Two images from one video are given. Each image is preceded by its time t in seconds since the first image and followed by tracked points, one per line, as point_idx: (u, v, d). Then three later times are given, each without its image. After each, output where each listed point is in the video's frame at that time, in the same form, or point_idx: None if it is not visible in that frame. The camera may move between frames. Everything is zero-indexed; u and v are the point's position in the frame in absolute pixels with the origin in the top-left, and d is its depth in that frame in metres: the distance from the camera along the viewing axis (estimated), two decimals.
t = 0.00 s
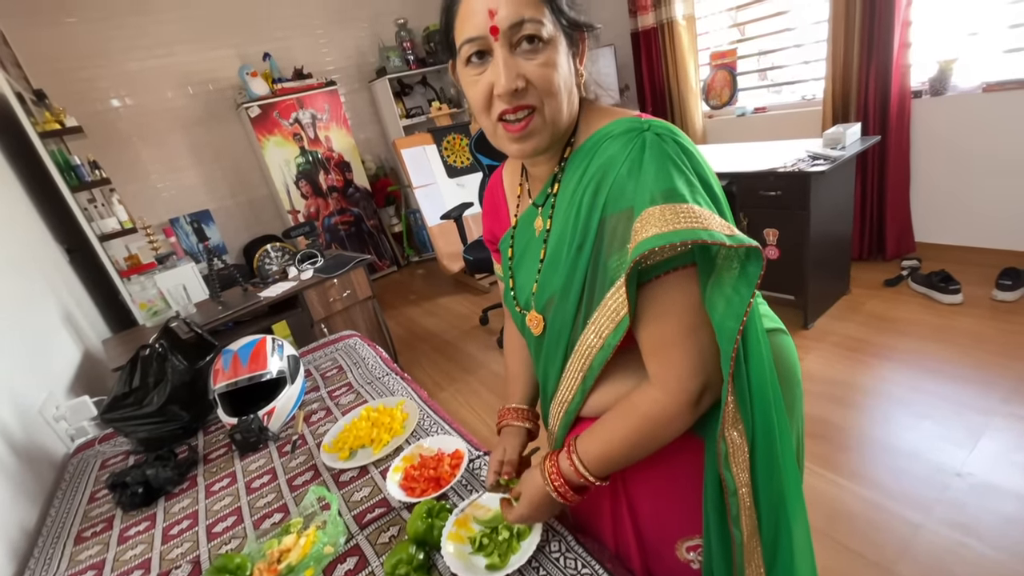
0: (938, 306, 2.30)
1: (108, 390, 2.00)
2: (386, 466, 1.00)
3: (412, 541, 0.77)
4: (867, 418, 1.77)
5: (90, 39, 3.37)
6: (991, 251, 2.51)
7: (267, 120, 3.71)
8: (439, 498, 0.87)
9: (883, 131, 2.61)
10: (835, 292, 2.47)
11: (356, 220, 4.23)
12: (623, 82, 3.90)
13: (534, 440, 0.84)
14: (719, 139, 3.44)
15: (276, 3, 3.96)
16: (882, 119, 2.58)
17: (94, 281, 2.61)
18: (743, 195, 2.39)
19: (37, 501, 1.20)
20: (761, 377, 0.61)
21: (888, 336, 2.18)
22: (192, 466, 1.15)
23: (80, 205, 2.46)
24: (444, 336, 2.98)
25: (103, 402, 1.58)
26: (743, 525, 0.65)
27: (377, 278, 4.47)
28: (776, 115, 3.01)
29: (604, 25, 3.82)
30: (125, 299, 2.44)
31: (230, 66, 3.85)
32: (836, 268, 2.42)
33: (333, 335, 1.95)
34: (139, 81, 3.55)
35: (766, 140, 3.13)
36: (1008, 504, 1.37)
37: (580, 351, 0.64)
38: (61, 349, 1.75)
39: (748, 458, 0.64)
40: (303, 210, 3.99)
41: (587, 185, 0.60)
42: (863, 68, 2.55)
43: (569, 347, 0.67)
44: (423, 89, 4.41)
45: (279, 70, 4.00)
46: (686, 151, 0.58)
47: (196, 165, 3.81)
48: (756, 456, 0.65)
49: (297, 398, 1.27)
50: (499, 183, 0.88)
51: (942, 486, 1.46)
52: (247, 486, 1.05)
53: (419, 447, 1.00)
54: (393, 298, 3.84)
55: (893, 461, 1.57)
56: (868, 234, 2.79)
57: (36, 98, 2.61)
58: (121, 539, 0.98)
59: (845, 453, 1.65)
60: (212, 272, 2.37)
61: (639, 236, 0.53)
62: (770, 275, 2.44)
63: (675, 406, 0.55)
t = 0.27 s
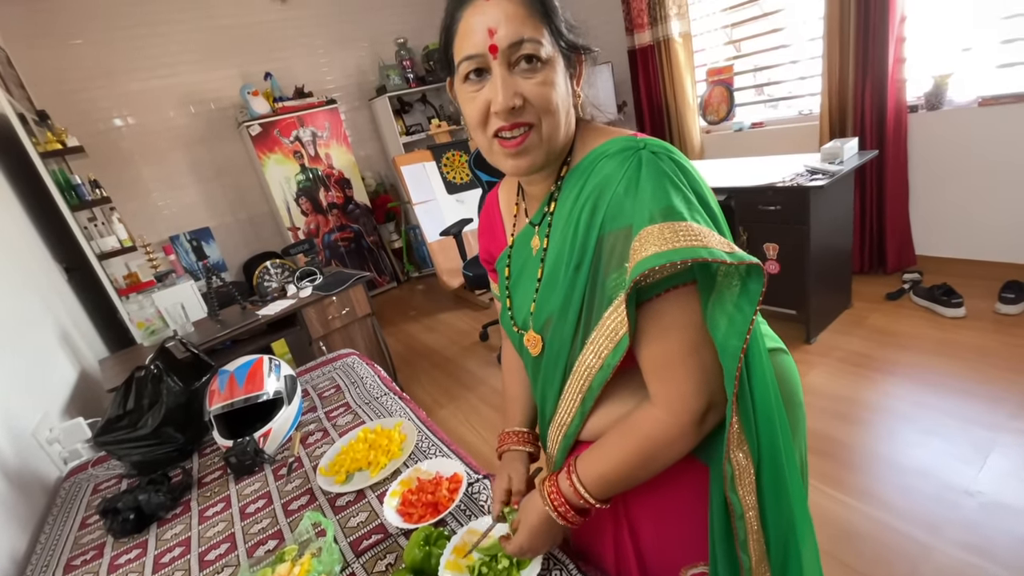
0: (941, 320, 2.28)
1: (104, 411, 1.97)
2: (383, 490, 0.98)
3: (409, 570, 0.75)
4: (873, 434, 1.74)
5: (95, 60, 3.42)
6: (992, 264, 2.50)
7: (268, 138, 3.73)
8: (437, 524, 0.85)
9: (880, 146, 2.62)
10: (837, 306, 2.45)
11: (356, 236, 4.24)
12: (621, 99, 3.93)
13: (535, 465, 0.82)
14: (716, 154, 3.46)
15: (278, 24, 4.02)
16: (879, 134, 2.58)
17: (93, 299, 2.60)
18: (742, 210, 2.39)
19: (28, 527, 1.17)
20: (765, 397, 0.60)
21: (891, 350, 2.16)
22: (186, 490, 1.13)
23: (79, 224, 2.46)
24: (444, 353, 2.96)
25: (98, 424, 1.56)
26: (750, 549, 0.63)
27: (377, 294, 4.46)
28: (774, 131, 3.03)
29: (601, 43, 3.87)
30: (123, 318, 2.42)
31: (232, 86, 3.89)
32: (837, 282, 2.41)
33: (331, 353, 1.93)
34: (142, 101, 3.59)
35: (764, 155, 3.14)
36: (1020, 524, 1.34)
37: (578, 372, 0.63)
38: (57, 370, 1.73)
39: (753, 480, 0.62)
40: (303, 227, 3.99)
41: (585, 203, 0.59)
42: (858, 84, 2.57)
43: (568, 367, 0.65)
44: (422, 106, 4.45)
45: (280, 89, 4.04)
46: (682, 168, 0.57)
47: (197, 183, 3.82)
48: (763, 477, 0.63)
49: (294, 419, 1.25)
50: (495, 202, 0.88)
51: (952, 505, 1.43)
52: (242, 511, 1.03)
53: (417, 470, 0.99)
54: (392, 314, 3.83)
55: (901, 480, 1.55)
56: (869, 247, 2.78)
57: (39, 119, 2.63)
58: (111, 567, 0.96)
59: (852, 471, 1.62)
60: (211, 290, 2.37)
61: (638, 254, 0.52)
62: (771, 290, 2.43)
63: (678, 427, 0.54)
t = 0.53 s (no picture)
0: (943, 332, 2.27)
1: (101, 433, 1.96)
2: (382, 513, 0.97)
3: None
4: (878, 450, 1.72)
5: (99, 82, 3.47)
6: (992, 275, 2.50)
7: (269, 157, 3.76)
8: (436, 549, 0.84)
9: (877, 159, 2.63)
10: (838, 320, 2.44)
11: (356, 253, 4.25)
12: (619, 114, 3.97)
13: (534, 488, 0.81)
14: (714, 168, 3.48)
15: (279, 45, 4.08)
16: (875, 148, 2.60)
17: (92, 319, 2.60)
18: (741, 224, 2.40)
19: (22, 554, 1.16)
20: (764, 419, 0.59)
21: (894, 364, 2.15)
22: (182, 514, 1.11)
23: (81, 244, 2.47)
24: (444, 369, 2.95)
25: (95, 446, 1.55)
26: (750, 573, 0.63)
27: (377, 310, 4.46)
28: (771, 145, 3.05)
29: (598, 60, 3.92)
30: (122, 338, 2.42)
31: (234, 105, 3.93)
32: (838, 295, 2.40)
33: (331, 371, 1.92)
34: (144, 121, 3.63)
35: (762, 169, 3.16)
36: None
37: (574, 393, 0.62)
38: (55, 391, 1.72)
39: (752, 504, 0.62)
40: (304, 244, 4.00)
41: (578, 224, 0.59)
42: (854, 98, 2.59)
43: (563, 389, 0.65)
44: (422, 124, 4.51)
45: (282, 108, 4.08)
46: (677, 189, 0.57)
47: (198, 201, 3.85)
48: (763, 500, 0.63)
49: (293, 440, 1.24)
50: (490, 222, 0.88)
51: (960, 523, 1.41)
52: (239, 535, 1.01)
53: (416, 493, 0.97)
54: (393, 330, 3.82)
55: (908, 497, 1.52)
56: (868, 260, 2.78)
57: (42, 140, 2.66)
58: None
59: (857, 489, 1.60)
60: (211, 309, 2.37)
61: (631, 274, 0.52)
62: (772, 304, 2.43)
63: (674, 450, 0.53)
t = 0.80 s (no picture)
0: (941, 344, 2.28)
1: (100, 452, 1.95)
2: (380, 532, 0.97)
3: None
4: (879, 464, 1.72)
5: (103, 103, 3.53)
6: (990, 286, 2.51)
7: (270, 175, 3.80)
8: (434, 568, 0.84)
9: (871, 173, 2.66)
10: (837, 332, 2.45)
11: (356, 269, 4.26)
12: (616, 130, 4.01)
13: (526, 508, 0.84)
14: (712, 182, 3.51)
15: (281, 65, 4.15)
16: (868, 161, 2.63)
17: (93, 337, 2.61)
18: (737, 238, 2.41)
19: None
20: (757, 437, 0.60)
21: (893, 376, 2.14)
22: (180, 534, 1.11)
23: (83, 263, 2.49)
24: (444, 385, 2.94)
25: (94, 466, 1.55)
26: None
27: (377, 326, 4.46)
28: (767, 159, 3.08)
29: (595, 77, 3.98)
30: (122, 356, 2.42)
31: (236, 125, 3.99)
32: (835, 308, 2.41)
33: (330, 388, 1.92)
34: (147, 141, 3.67)
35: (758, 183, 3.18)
36: None
37: (567, 413, 0.63)
38: (55, 411, 1.72)
39: (748, 522, 0.62)
40: (304, 261, 4.02)
41: (568, 246, 0.60)
42: (846, 113, 2.62)
43: (556, 409, 0.65)
44: (422, 141, 4.54)
45: (283, 127, 4.14)
46: (662, 211, 0.59)
47: (199, 219, 3.88)
48: (758, 517, 0.63)
49: (292, 458, 1.24)
50: (482, 243, 0.90)
51: (963, 537, 1.40)
52: (237, 556, 1.01)
53: (414, 511, 0.98)
54: (393, 346, 3.82)
55: (911, 511, 1.52)
56: (865, 272, 2.79)
57: (46, 160, 2.69)
58: None
59: (859, 503, 1.59)
60: (211, 327, 2.38)
61: (621, 296, 0.53)
62: (770, 317, 2.43)
63: (668, 470, 0.54)
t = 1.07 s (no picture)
0: (944, 353, 2.27)
1: (97, 468, 1.94)
2: (379, 548, 0.96)
3: None
4: (884, 475, 1.70)
5: (106, 120, 3.56)
6: (990, 295, 2.50)
7: (271, 189, 3.82)
8: None
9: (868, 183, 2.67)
10: (838, 342, 2.44)
11: (357, 282, 4.26)
12: (614, 142, 4.04)
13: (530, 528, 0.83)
14: (710, 193, 3.52)
15: (282, 81, 4.19)
16: (866, 172, 2.64)
17: (92, 352, 2.60)
18: (737, 249, 2.41)
19: None
20: (761, 450, 0.59)
21: (896, 386, 2.13)
22: (176, 552, 1.10)
23: (83, 278, 2.50)
24: (444, 398, 2.92)
25: (90, 483, 1.53)
26: None
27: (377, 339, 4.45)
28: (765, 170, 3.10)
29: (593, 91, 4.01)
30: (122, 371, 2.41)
31: (237, 140, 4.02)
32: (836, 317, 2.40)
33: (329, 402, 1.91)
34: (149, 156, 3.70)
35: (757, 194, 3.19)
36: None
37: (567, 428, 0.63)
38: (52, 426, 1.71)
39: (754, 536, 0.62)
40: (305, 274, 4.02)
41: (566, 258, 0.60)
42: (843, 123, 2.64)
43: (556, 423, 0.65)
44: (422, 154, 4.56)
45: (283, 142, 4.17)
46: (660, 221, 0.59)
47: (200, 234, 3.89)
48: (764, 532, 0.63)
49: (290, 474, 1.23)
50: (478, 256, 0.90)
51: (971, 550, 1.38)
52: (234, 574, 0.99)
53: (412, 527, 0.96)
54: (393, 359, 3.81)
55: (918, 523, 1.50)
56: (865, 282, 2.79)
57: (49, 176, 2.71)
58: None
59: (865, 515, 1.57)
60: (210, 341, 2.37)
61: (619, 307, 0.53)
62: (771, 327, 2.42)
63: (671, 484, 0.53)
